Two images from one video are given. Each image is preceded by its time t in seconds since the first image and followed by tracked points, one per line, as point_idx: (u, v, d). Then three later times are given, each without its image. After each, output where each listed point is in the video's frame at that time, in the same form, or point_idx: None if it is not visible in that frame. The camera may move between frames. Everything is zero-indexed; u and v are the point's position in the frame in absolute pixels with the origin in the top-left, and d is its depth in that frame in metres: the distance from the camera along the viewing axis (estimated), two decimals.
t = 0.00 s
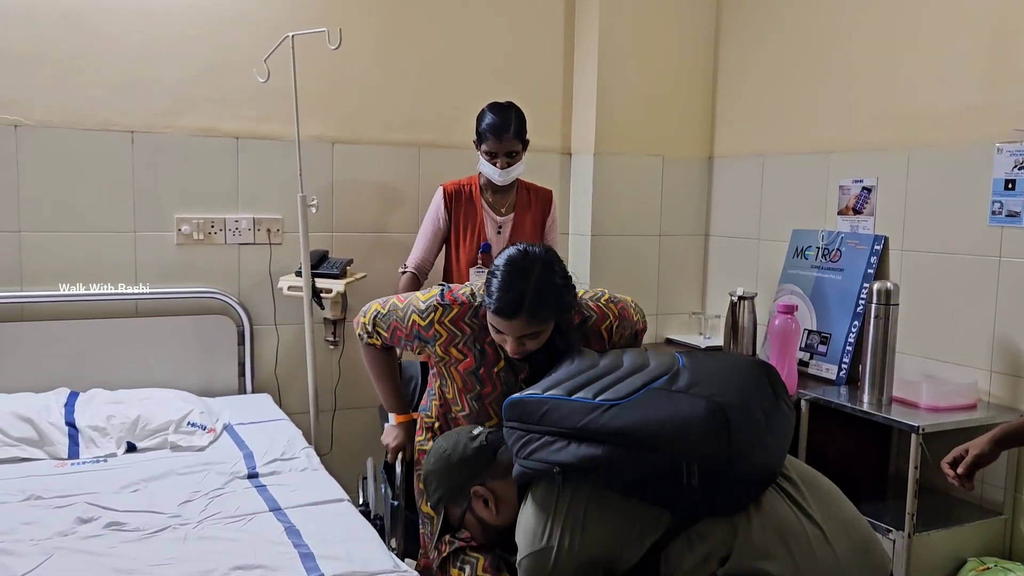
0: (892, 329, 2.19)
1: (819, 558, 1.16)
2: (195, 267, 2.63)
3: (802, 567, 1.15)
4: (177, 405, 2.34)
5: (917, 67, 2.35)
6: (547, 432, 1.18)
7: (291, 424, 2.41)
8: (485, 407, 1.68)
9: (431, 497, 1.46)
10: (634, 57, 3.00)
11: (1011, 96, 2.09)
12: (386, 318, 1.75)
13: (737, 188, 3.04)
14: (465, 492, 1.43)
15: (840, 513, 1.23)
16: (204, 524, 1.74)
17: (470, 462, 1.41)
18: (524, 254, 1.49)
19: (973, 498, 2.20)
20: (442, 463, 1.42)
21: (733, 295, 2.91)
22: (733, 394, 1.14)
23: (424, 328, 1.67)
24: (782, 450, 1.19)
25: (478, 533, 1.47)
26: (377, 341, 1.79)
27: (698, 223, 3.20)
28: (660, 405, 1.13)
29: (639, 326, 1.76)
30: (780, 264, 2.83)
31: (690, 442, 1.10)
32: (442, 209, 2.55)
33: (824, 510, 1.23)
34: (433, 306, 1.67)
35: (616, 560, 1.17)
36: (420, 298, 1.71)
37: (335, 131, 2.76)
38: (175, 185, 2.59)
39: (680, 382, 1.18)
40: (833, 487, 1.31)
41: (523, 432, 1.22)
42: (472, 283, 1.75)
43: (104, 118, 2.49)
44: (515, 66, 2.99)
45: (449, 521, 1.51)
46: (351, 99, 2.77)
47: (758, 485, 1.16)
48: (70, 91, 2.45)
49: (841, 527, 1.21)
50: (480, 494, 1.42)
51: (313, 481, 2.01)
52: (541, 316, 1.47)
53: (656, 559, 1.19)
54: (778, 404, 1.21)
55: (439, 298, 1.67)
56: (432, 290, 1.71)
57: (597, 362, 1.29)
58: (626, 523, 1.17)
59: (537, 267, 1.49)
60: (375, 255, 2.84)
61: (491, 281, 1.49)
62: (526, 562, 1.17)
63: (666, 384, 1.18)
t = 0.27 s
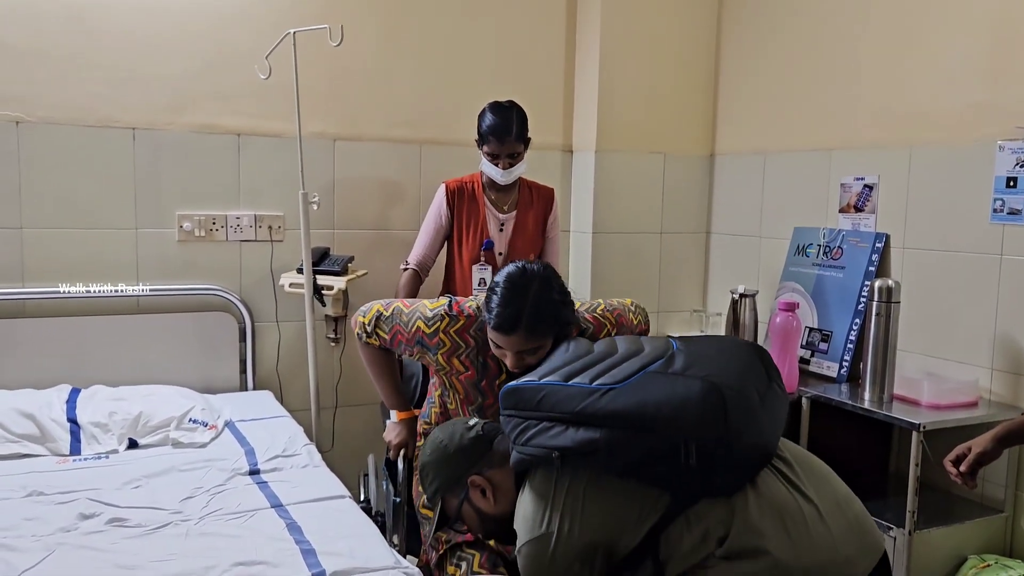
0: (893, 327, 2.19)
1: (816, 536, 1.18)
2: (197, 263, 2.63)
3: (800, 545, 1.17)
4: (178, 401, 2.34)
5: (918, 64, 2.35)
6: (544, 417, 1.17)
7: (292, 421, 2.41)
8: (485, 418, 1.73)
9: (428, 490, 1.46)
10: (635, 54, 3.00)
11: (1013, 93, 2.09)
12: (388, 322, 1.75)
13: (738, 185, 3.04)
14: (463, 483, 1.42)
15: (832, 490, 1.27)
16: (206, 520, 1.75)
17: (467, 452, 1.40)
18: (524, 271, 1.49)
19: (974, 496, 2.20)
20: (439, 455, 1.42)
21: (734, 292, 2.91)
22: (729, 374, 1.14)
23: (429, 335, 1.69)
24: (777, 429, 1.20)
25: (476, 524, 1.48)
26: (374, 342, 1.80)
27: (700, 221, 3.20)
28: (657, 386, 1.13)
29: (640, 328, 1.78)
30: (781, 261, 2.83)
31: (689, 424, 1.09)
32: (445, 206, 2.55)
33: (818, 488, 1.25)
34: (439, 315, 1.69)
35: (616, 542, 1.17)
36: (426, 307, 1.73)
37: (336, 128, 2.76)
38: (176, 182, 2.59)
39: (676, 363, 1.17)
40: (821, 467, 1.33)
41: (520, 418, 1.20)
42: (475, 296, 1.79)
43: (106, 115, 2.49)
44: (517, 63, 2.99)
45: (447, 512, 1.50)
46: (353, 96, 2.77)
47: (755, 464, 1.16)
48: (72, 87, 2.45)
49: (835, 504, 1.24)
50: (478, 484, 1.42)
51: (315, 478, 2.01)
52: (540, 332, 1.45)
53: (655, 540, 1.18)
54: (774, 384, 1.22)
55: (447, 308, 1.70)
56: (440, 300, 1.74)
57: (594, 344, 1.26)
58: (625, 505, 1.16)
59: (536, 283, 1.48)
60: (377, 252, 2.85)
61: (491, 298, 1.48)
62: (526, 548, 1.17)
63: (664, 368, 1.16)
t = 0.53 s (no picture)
0: (894, 326, 2.19)
1: (816, 518, 1.23)
2: (198, 262, 2.63)
3: (801, 528, 1.21)
4: (180, 400, 2.34)
5: (920, 63, 2.35)
6: (545, 408, 1.16)
7: (293, 419, 2.41)
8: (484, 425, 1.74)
9: (427, 489, 1.44)
10: (636, 52, 2.99)
11: (1015, 92, 2.09)
12: (393, 323, 1.77)
13: (739, 184, 3.04)
14: (463, 480, 1.42)
15: (829, 475, 1.32)
16: (207, 519, 1.75)
17: (465, 448, 1.40)
18: (524, 284, 1.48)
19: (974, 495, 2.20)
20: (437, 453, 1.41)
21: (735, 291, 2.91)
22: (728, 359, 1.15)
23: (435, 340, 1.70)
24: (777, 415, 1.20)
25: (477, 522, 1.47)
26: (376, 342, 1.82)
27: (700, 219, 3.20)
28: (658, 373, 1.13)
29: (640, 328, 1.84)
30: (782, 260, 2.83)
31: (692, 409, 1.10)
32: (446, 205, 2.56)
33: (817, 473, 1.30)
34: (446, 322, 1.69)
35: (618, 531, 1.17)
36: (434, 313, 1.73)
37: (338, 126, 2.76)
38: (178, 181, 2.59)
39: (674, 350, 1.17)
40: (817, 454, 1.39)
41: (521, 410, 1.19)
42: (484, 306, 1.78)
43: (107, 113, 2.49)
44: (518, 61, 2.99)
45: (444, 510, 1.49)
46: (353, 95, 2.77)
47: (755, 449, 1.17)
48: (73, 85, 2.45)
49: (832, 488, 1.30)
50: (478, 481, 1.42)
51: (317, 477, 2.01)
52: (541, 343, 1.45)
53: (658, 528, 1.19)
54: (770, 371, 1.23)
55: (455, 316, 1.70)
56: (449, 307, 1.74)
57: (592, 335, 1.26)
58: (626, 494, 1.16)
59: (536, 296, 1.47)
60: (378, 251, 2.85)
61: (494, 310, 1.48)
62: (528, 540, 1.16)
63: (663, 356, 1.16)
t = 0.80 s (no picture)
0: (894, 325, 2.20)
1: (815, 504, 1.23)
2: (198, 261, 2.64)
3: (801, 515, 1.22)
4: (181, 399, 2.34)
5: (920, 62, 2.35)
6: (545, 392, 1.16)
7: (293, 418, 2.41)
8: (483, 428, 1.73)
9: (423, 484, 1.45)
10: (636, 51, 3.00)
11: (1015, 91, 2.10)
12: (396, 323, 1.78)
13: (740, 183, 3.04)
14: (461, 475, 1.44)
15: (826, 462, 1.33)
16: (209, 518, 1.75)
17: (461, 443, 1.42)
18: (524, 288, 1.48)
19: (974, 494, 2.21)
20: (435, 447, 1.43)
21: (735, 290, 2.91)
22: (726, 344, 1.17)
23: (439, 340, 1.70)
24: (776, 400, 1.22)
25: (474, 516, 1.47)
26: (377, 341, 1.82)
27: (701, 218, 3.20)
28: (657, 355, 1.14)
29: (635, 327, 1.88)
30: (782, 258, 2.83)
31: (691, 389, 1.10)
32: (447, 205, 2.56)
33: (814, 460, 1.31)
34: (451, 324, 1.70)
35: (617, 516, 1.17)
36: (438, 315, 1.74)
37: (338, 126, 2.76)
38: (179, 181, 2.59)
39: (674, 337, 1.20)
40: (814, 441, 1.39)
41: (521, 395, 1.19)
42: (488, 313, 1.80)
43: (108, 113, 2.50)
44: (519, 61, 2.99)
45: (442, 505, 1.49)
46: (354, 94, 2.77)
47: (754, 433, 1.18)
48: (74, 85, 2.46)
49: (830, 475, 1.31)
50: (475, 476, 1.44)
51: (318, 476, 2.01)
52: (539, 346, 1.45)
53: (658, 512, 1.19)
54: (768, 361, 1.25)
55: (461, 319, 1.71)
56: (454, 310, 1.75)
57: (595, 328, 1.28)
58: (624, 479, 1.17)
59: (535, 299, 1.47)
60: (378, 250, 2.85)
61: (494, 315, 1.47)
62: (525, 520, 1.17)
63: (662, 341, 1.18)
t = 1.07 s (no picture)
0: (893, 324, 2.20)
1: (812, 499, 1.24)
2: (198, 261, 2.64)
3: (798, 510, 1.22)
4: (181, 399, 2.35)
5: (918, 62, 2.36)
6: (540, 375, 1.18)
7: (293, 417, 2.42)
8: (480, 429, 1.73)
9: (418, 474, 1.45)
10: (635, 50, 3.00)
11: (1014, 90, 2.10)
12: (395, 323, 1.78)
13: (739, 182, 3.04)
14: (454, 470, 1.43)
15: (823, 458, 1.34)
16: (208, 517, 1.75)
17: (455, 439, 1.41)
18: (519, 291, 1.47)
19: (973, 493, 2.21)
20: (429, 441, 1.42)
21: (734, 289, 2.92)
22: (720, 331, 1.19)
23: (439, 341, 1.71)
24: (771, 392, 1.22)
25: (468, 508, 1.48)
26: (375, 341, 1.81)
27: (699, 218, 3.20)
28: (652, 339, 1.15)
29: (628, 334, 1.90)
30: (781, 257, 2.84)
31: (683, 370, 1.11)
32: (446, 204, 2.56)
33: (810, 455, 1.32)
34: (451, 326, 1.72)
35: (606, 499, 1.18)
36: (439, 317, 1.76)
37: (338, 125, 2.77)
38: (178, 180, 2.60)
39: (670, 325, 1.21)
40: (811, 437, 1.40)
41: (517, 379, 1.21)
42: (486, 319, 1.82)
43: (108, 113, 2.50)
44: (518, 60, 2.99)
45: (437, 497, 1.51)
46: (354, 94, 2.78)
47: (748, 419, 1.18)
48: (73, 85, 2.46)
49: (826, 470, 1.31)
50: (468, 473, 1.43)
51: (318, 475, 2.02)
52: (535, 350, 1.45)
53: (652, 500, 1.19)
54: (763, 355, 1.27)
55: (460, 322, 1.73)
56: (454, 313, 1.77)
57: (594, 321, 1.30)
58: (616, 465, 1.18)
59: (531, 302, 1.46)
60: (378, 249, 2.85)
61: (491, 319, 1.46)
62: (514, 495, 1.17)
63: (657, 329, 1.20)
